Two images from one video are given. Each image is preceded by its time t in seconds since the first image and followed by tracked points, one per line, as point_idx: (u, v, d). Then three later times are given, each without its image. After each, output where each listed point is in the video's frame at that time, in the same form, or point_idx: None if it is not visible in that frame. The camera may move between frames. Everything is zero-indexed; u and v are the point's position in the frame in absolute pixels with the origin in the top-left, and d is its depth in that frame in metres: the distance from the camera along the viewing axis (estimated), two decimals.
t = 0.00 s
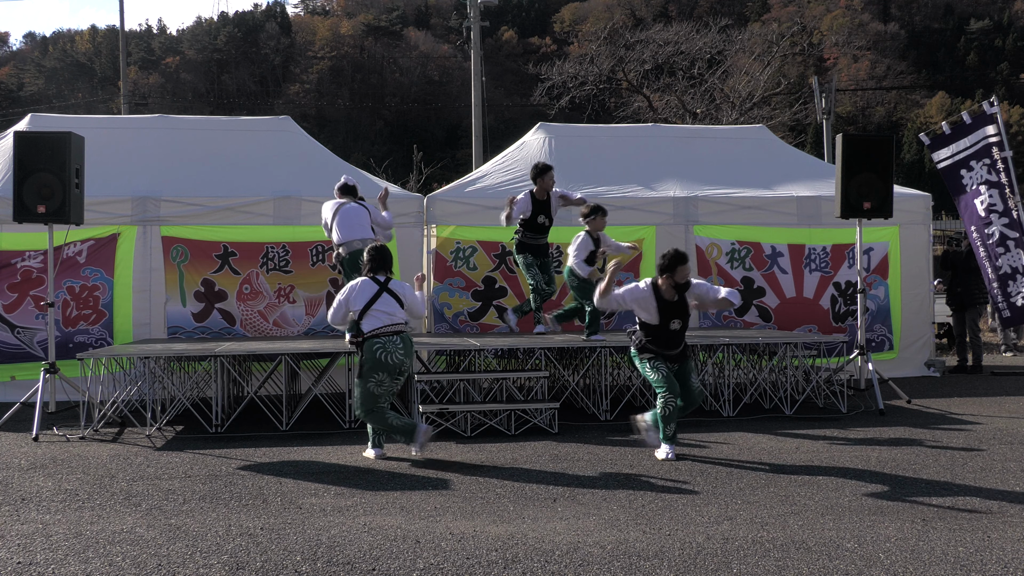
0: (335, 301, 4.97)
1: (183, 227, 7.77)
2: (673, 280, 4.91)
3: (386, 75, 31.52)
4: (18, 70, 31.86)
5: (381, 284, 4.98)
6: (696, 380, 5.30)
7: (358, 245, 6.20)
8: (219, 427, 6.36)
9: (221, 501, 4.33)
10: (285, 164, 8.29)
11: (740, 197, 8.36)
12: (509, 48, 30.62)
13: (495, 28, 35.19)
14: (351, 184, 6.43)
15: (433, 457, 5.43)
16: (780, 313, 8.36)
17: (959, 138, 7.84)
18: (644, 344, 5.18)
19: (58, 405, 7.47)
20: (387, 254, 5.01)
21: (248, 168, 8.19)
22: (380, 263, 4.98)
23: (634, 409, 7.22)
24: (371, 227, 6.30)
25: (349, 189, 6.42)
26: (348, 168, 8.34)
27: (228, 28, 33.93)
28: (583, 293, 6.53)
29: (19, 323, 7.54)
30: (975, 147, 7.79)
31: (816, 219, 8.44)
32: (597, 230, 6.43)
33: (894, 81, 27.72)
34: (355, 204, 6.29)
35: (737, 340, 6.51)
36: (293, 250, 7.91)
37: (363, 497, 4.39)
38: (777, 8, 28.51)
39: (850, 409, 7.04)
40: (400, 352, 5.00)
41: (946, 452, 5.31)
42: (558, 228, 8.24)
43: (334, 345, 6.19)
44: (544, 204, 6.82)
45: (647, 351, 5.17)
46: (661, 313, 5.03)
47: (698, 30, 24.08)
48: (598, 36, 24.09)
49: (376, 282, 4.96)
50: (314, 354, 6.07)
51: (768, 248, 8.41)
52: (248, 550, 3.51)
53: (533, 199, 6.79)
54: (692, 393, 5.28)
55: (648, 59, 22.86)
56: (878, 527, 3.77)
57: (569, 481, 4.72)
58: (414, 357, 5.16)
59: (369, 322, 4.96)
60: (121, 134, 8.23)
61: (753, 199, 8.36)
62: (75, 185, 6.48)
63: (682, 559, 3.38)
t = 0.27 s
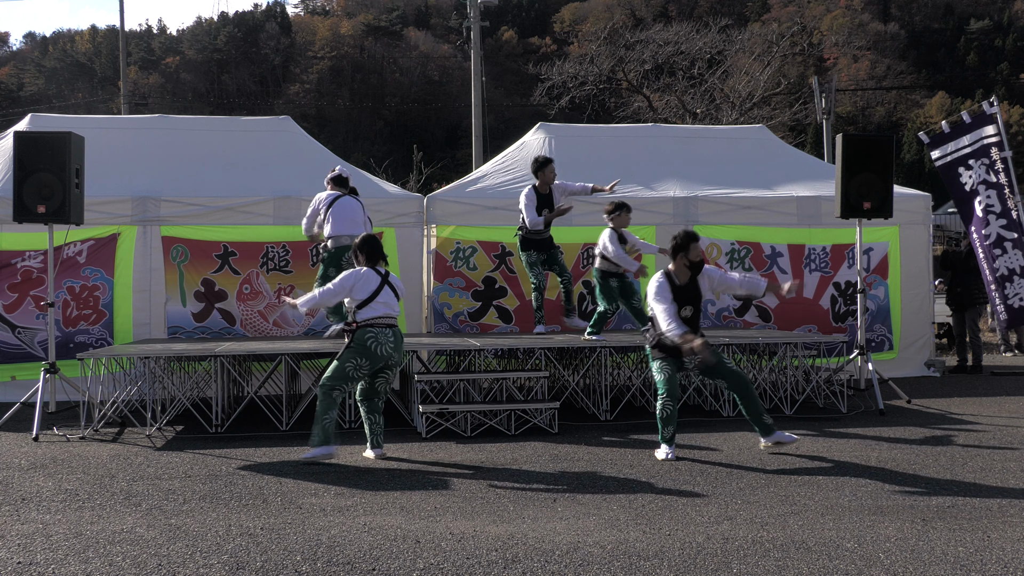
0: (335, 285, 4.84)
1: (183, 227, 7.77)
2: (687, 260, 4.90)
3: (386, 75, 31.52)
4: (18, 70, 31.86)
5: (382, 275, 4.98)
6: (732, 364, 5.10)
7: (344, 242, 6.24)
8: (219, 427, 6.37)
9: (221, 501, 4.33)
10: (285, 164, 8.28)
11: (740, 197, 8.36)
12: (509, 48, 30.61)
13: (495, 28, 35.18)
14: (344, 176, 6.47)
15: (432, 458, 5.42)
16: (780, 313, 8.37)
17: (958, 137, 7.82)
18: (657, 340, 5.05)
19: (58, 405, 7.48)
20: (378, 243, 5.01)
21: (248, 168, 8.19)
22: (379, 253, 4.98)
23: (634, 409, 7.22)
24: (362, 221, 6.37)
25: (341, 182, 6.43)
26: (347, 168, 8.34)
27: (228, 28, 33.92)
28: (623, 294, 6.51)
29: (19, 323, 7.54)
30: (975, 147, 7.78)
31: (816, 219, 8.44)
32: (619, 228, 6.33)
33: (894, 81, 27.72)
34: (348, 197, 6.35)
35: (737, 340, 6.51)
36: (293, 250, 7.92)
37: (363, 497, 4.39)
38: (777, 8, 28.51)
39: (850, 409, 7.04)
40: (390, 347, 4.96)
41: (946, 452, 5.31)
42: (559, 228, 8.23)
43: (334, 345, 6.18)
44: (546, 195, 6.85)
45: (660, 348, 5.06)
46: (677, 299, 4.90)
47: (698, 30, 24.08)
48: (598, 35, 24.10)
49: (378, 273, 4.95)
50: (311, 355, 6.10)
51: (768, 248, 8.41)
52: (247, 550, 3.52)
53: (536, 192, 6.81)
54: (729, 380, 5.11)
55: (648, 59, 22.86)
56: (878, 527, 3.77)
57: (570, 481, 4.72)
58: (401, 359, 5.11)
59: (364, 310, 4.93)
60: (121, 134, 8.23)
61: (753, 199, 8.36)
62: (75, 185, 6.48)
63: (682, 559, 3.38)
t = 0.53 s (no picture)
0: (326, 267, 4.80)
1: (183, 228, 7.77)
2: (715, 225, 4.86)
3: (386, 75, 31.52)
4: (18, 70, 31.85)
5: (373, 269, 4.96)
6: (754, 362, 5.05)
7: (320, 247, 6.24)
8: (219, 427, 6.37)
9: (221, 501, 4.33)
10: (285, 164, 8.28)
11: (740, 197, 8.36)
12: (509, 48, 30.62)
13: (495, 28, 35.18)
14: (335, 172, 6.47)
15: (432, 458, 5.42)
16: (780, 313, 8.37)
17: (958, 136, 7.85)
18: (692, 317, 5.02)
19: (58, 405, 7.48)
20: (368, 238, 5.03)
21: (248, 168, 8.19)
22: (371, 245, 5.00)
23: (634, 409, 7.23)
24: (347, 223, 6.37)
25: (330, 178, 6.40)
26: (347, 168, 8.34)
27: (228, 28, 33.92)
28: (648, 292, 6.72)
29: (19, 323, 7.54)
30: (976, 147, 7.79)
31: (816, 219, 8.44)
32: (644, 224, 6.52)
33: (894, 80, 27.72)
34: (336, 197, 6.32)
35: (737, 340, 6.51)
36: (293, 250, 7.92)
37: (363, 497, 4.39)
38: (777, 8, 28.50)
39: (850, 409, 7.04)
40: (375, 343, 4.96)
41: (946, 452, 5.31)
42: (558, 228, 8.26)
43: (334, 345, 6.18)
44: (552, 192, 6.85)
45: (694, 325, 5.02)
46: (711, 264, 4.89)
47: (698, 30, 24.08)
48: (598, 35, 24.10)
49: (370, 267, 4.94)
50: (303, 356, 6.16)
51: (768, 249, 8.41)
52: (248, 550, 3.52)
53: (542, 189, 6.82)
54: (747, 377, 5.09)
55: (648, 59, 22.86)
56: (878, 527, 3.77)
57: (570, 481, 4.72)
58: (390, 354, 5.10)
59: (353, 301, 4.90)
60: (121, 134, 8.23)
61: (753, 199, 8.36)
62: (76, 185, 6.47)
63: (682, 559, 3.38)
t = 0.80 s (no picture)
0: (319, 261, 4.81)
1: (183, 228, 7.77)
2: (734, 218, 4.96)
3: (386, 75, 31.53)
4: (18, 70, 31.84)
5: (365, 271, 4.94)
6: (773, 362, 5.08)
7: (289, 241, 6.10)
8: (219, 427, 6.37)
9: (221, 501, 4.33)
10: (285, 164, 8.28)
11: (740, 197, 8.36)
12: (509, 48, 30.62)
13: (495, 28, 35.18)
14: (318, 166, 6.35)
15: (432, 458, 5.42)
16: (780, 313, 8.37)
17: (959, 136, 7.83)
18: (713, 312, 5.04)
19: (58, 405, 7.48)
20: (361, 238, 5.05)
21: (248, 168, 8.19)
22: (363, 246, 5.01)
23: (634, 408, 7.23)
24: (315, 220, 6.28)
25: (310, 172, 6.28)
26: (347, 168, 8.34)
27: (228, 28, 33.92)
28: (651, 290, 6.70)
29: (19, 323, 7.54)
30: (978, 146, 7.78)
31: (816, 219, 8.44)
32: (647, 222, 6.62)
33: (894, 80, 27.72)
34: (305, 193, 6.23)
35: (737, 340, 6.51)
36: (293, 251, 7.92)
37: (363, 497, 4.38)
38: (777, 8, 28.50)
39: (850, 409, 7.03)
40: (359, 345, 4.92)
41: (946, 452, 5.31)
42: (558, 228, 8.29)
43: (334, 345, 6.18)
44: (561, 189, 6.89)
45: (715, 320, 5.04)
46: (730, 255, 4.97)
47: (698, 30, 24.07)
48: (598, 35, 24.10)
49: (361, 269, 4.93)
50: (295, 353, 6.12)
51: (768, 249, 8.41)
52: (247, 550, 3.51)
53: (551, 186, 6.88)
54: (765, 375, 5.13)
55: (648, 59, 22.86)
56: (878, 527, 3.77)
57: (570, 481, 4.72)
58: (379, 357, 5.02)
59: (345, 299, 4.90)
60: (121, 133, 8.23)
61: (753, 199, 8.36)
62: (75, 185, 6.47)
63: (682, 558, 3.38)
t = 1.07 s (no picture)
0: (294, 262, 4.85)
1: (183, 227, 7.76)
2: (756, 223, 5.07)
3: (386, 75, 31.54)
4: (18, 70, 31.83)
5: (336, 275, 4.86)
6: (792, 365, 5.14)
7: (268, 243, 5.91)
8: (219, 427, 6.37)
9: (221, 501, 4.33)
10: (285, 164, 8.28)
11: (740, 197, 8.36)
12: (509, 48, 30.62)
13: (495, 28, 35.19)
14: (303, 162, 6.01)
15: (432, 458, 5.42)
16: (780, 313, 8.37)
17: (958, 136, 7.84)
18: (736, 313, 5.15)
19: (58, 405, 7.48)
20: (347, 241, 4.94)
21: (248, 169, 8.19)
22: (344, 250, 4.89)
23: (634, 408, 7.23)
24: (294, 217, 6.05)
25: (292, 168, 5.94)
26: (347, 168, 8.34)
27: (228, 28, 33.91)
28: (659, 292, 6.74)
29: (19, 323, 7.54)
30: (979, 146, 7.78)
31: (816, 219, 8.44)
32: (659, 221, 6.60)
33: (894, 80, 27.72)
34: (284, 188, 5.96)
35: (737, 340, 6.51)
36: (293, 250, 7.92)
37: (363, 497, 4.39)
38: (777, 8, 28.49)
39: (850, 409, 7.03)
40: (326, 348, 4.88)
41: (946, 452, 5.31)
42: (558, 228, 8.30)
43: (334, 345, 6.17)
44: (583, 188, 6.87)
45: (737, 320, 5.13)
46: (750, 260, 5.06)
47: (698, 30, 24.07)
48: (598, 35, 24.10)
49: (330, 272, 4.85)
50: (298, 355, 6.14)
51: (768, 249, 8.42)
52: (247, 550, 3.52)
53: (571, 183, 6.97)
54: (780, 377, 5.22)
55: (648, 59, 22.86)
56: (878, 527, 3.77)
57: (570, 481, 4.72)
58: (351, 362, 4.93)
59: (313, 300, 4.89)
60: (121, 134, 8.23)
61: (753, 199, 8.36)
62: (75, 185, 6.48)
63: (682, 558, 3.38)
